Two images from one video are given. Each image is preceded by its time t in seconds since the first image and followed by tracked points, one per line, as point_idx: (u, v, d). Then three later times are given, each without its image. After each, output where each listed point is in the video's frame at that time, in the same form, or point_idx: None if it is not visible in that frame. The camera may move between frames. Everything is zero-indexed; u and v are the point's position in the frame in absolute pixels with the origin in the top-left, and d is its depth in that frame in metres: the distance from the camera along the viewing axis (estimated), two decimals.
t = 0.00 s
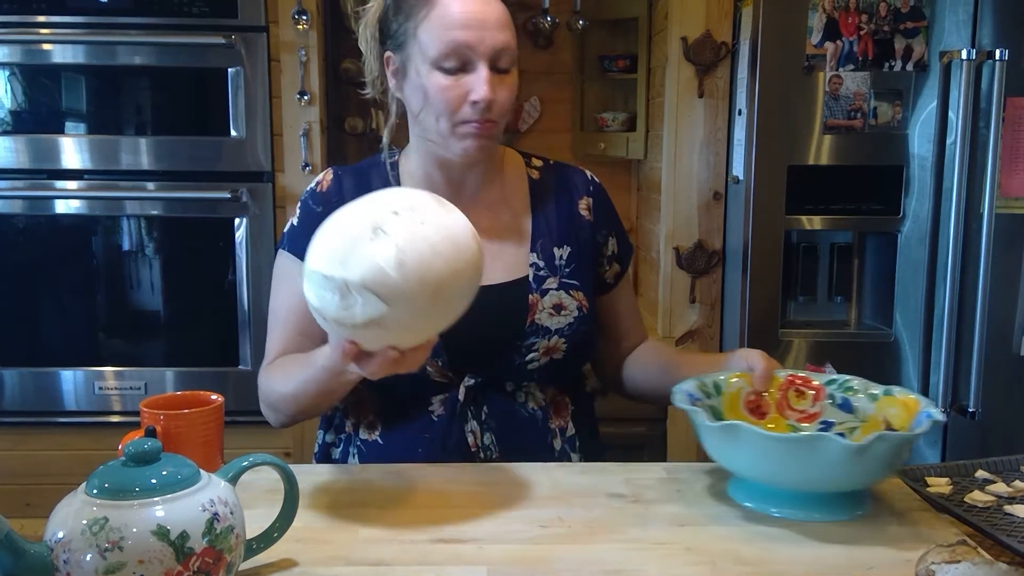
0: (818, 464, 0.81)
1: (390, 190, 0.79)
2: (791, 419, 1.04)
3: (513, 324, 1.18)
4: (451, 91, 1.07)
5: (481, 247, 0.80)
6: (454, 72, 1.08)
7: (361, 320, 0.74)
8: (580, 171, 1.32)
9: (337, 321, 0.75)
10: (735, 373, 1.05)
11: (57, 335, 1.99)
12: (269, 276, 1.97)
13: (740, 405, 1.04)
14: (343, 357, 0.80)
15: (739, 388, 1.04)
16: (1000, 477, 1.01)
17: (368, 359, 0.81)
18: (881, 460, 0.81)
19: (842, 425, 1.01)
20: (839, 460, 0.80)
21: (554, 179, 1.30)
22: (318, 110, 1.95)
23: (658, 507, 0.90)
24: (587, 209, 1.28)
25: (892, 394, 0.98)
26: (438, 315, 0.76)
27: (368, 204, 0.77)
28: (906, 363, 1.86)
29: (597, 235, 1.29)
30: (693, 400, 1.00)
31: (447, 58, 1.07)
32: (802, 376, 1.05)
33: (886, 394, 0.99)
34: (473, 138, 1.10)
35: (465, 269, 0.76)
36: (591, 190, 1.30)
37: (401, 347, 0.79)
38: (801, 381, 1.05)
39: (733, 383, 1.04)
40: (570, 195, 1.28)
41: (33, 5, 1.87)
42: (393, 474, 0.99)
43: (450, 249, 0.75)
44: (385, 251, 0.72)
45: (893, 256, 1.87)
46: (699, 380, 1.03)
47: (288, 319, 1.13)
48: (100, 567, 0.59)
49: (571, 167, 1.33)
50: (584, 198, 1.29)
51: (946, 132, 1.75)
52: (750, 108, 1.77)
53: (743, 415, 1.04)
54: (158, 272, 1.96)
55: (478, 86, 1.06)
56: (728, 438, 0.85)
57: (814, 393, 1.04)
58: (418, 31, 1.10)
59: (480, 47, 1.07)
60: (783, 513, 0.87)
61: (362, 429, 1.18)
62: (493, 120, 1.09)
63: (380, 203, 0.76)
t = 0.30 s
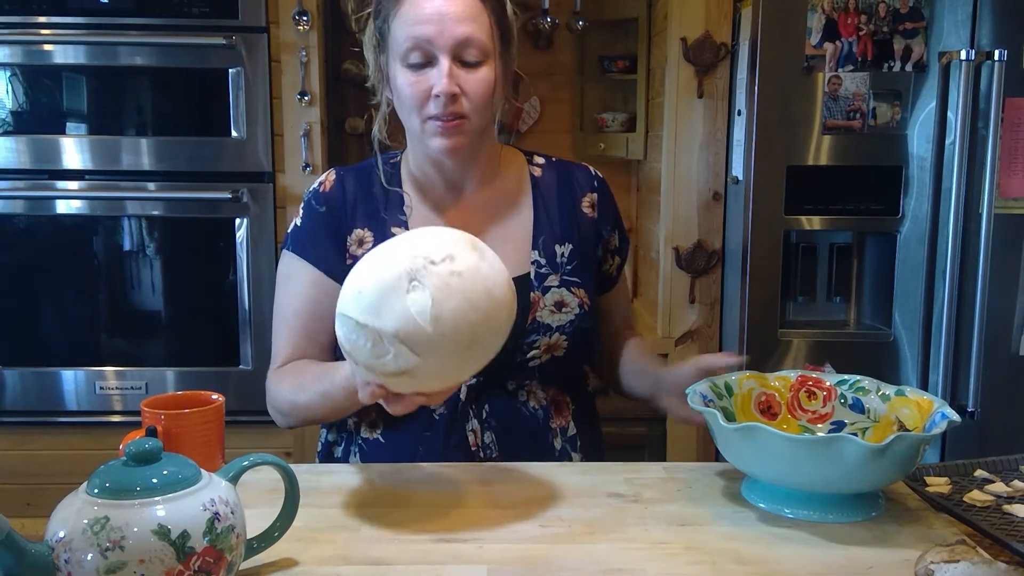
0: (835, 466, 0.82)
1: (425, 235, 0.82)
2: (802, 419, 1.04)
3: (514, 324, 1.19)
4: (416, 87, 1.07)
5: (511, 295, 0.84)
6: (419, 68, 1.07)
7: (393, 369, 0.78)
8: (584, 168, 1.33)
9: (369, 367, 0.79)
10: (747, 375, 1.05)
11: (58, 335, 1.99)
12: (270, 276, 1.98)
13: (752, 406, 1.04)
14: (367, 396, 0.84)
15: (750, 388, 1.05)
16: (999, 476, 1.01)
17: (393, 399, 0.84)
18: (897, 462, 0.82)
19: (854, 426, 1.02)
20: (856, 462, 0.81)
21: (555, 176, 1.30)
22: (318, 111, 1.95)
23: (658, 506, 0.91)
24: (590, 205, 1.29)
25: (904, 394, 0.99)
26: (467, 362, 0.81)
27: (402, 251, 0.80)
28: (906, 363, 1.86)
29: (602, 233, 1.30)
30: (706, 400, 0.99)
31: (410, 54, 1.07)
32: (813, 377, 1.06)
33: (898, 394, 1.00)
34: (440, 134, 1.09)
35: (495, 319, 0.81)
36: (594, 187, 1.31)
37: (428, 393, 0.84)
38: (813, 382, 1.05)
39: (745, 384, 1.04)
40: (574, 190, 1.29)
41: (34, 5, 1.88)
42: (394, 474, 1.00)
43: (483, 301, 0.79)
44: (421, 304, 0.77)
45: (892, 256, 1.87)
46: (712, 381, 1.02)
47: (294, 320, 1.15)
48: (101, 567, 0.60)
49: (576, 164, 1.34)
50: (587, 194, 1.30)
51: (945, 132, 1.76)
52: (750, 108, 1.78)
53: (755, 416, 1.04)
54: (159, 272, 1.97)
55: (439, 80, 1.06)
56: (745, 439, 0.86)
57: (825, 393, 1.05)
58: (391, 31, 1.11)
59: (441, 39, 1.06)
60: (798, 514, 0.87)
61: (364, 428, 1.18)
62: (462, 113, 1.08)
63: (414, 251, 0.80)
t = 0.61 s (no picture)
0: (835, 465, 0.82)
1: (475, 258, 0.87)
2: (802, 419, 1.04)
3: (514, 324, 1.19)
4: (418, 89, 1.07)
5: (536, 343, 0.85)
6: (421, 69, 1.08)
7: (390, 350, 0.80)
8: (579, 166, 1.32)
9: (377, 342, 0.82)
10: (746, 376, 1.05)
11: (58, 335, 1.99)
12: (269, 276, 1.98)
13: (752, 407, 1.04)
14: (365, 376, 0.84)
15: (750, 388, 1.05)
16: (999, 476, 1.01)
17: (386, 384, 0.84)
18: (897, 462, 0.82)
19: (854, 426, 1.02)
20: (856, 462, 0.81)
21: (553, 174, 1.29)
22: (318, 111, 1.95)
23: (658, 506, 0.91)
24: (583, 202, 1.29)
25: (904, 394, 0.99)
26: (460, 375, 0.80)
27: (451, 259, 0.85)
28: (906, 362, 1.86)
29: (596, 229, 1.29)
30: (705, 399, 0.99)
31: (413, 55, 1.07)
32: (813, 377, 1.06)
33: (898, 394, 1.00)
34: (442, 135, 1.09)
35: (504, 348, 0.81)
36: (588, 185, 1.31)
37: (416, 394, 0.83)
38: (812, 382, 1.05)
39: (744, 386, 1.04)
40: (568, 187, 1.29)
41: (34, 5, 1.88)
42: (394, 474, 0.99)
43: (500, 322, 0.80)
44: (440, 297, 0.80)
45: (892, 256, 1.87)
46: (712, 381, 1.02)
47: (301, 318, 1.16)
48: (100, 567, 0.60)
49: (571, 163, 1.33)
50: (581, 191, 1.29)
51: (945, 132, 1.76)
52: (750, 107, 1.78)
53: (754, 416, 1.04)
54: (159, 272, 1.97)
55: (442, 81, 1.06)
56: (745, 439, 0.86)
57: (825, 393, 1.05)
58: (393, 32, 1.11)
59: (443, 41, 1.06)
60: (798, 513, 0.87)
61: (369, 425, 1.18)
62: (464, 114, 1.08)
63: (462, 260, 0.85)
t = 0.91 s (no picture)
0: (835, 466, 0.82)
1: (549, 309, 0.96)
2: (802, 419, 1.04)
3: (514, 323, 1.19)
4: (421, 88, 1.07)
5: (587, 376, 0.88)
6: (423, 69, 1.08)
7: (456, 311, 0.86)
8: (576, 163, 1.32)
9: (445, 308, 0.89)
10: (746, 375, 1.05)
11: (58, 335, 1.99)
12: (269, 275, 1.98)
13: (752, 407, 1.04)
14: (400, 345, 0.87)
15: (750, 388, 1.05)
16: (999, 476, 1.01)
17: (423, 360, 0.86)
18: (898, 462, 0.82)
19: (854, 426, 1.02)
20: (856, 462, 0.81)
21: (549, 172, 1.29)
22: (318, 111, 1.95)
23: (658, 506, 0.91)
24: (578, 199, 1.28)
25: (904, 394, 0.99)
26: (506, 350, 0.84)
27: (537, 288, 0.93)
28: (906, 362, 1.86)
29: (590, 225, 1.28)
30: (705, 399, 0.99)
31: (415, 56, 1.07)
32: (813, 377, 1.06)
33: (898, 394, 1.00)
34: (446, 134, 1.09)
35: (556, 348, 0.86)
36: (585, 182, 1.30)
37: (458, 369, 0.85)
38: (813, 382, 1.05)
39: (744, 386, 1.04)
40: (564, 184, 1.28)
41: (34, 5, 1.88)
42: (393, 474, 0.99)
43: (571, 346, 0.87)
44: (519, 292, 0.89)
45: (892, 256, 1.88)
46: (712, 381, 1.02)
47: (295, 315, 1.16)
48: (101, 567, 0.60)
49: (569, 160, 1.32)
50: (576, 189, 1.29)
51: (945, 132, 1.76)
52: (751, 107, 1.78)
53: (753, 415, 1.04)
54: (159, 272, 1.97)
55: (445, 80, 1.06)
56: (745, 439, 0.86)
57: (825, 393, 1.05)
58: (391, 33, 1.11)
59: (444, 41, 1.07)
60: (798, 513, 0.87)
61: (367, 425, 1.18)
62: (468, 113, 1.08)
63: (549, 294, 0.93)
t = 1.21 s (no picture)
0: (835, 465, 0.82)
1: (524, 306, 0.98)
2: (802, 419, 1.04)
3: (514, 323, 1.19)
4: (417, 92, 1.07)
5: (581, 342, 0.90)
6: (419, 72, 1.08)
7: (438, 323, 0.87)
8: (575, 163, 1.32)
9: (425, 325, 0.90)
10: (746, 375, 1.05)
11: (58, 335, 1.99)
12: (269, 275, 1.98)
13: (752, 407, 1.04)
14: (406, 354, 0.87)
15: (750, 388, 1.05)
16: (999, 476, 1.01)
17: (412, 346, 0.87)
18: (898, 462, 0.82)
19: (854, 426, 1.02)
20: (856, 462, 0.81)
21: (548, 172, 1.29)
22: (318, 111, 1.95)
23: (658, 506, 0.91)
24: (578, 199, 1.28)
25: (904, 394, 0.99)
26: (503, 335, 0.85)
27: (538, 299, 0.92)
28: (906, 361, 1.86)
29: (589, 224, 1.28)
30: (704, 398, 0.99)
31: (411, 60, 1.07)
32: (813, 377, 1.06)
33: (898, 394, 1.00)
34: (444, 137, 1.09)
35: (545, 320, 0.88)
36: (584, 183, 1.30)
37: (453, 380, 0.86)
38: (812, 382, 1.05)
39: (744, 386, 1.04)
40: (563, 184, 1.28)
41: (34, 5, 1.88)
42: (393, 474, 0.99)
43: (562, 358, 0.88)
44: (488, 288, 0.91)
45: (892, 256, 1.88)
46: (712, 381, 1.02)
47: (296, 314, 1.16)
48: (100, 567, 0.60)
49: (568, 160, 1.33)
50: (575, 188, 1.29)
51: (945, 132, 1.75)
52: (751, 107, 1.78)
53: (754, 415, 1.04)
54: (159, 272, 1.97)
55: (441, 84, 1.06)
56: (745, 439, 0.86)
57: (825, 393, 1.05)
58: (387, 36, 1.11)
59: (440, 44, 1.06)
60: (798, 513, 0.87)
61: (367, 426, 1.18)
62: (465, 115, 1.08)
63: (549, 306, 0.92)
